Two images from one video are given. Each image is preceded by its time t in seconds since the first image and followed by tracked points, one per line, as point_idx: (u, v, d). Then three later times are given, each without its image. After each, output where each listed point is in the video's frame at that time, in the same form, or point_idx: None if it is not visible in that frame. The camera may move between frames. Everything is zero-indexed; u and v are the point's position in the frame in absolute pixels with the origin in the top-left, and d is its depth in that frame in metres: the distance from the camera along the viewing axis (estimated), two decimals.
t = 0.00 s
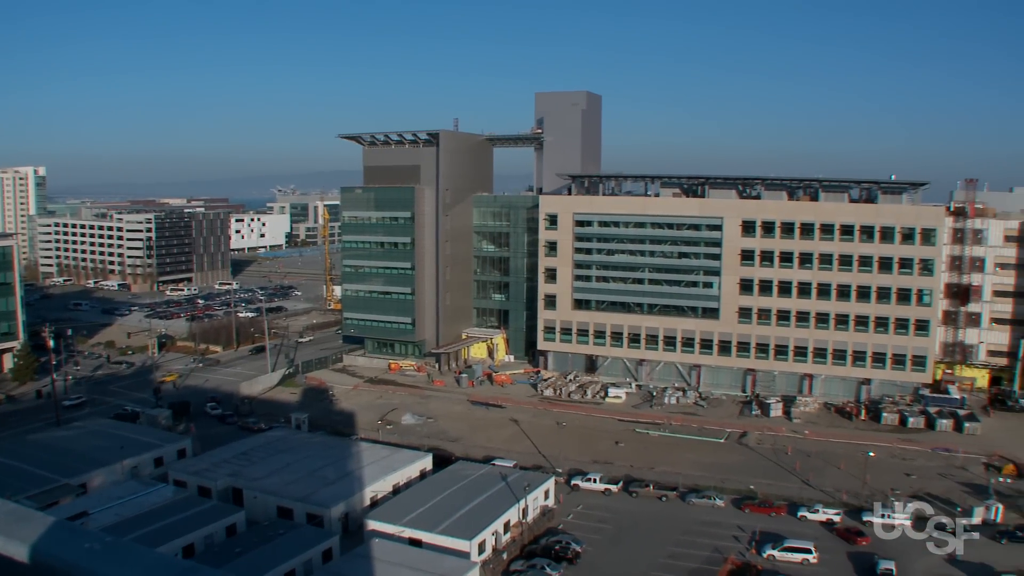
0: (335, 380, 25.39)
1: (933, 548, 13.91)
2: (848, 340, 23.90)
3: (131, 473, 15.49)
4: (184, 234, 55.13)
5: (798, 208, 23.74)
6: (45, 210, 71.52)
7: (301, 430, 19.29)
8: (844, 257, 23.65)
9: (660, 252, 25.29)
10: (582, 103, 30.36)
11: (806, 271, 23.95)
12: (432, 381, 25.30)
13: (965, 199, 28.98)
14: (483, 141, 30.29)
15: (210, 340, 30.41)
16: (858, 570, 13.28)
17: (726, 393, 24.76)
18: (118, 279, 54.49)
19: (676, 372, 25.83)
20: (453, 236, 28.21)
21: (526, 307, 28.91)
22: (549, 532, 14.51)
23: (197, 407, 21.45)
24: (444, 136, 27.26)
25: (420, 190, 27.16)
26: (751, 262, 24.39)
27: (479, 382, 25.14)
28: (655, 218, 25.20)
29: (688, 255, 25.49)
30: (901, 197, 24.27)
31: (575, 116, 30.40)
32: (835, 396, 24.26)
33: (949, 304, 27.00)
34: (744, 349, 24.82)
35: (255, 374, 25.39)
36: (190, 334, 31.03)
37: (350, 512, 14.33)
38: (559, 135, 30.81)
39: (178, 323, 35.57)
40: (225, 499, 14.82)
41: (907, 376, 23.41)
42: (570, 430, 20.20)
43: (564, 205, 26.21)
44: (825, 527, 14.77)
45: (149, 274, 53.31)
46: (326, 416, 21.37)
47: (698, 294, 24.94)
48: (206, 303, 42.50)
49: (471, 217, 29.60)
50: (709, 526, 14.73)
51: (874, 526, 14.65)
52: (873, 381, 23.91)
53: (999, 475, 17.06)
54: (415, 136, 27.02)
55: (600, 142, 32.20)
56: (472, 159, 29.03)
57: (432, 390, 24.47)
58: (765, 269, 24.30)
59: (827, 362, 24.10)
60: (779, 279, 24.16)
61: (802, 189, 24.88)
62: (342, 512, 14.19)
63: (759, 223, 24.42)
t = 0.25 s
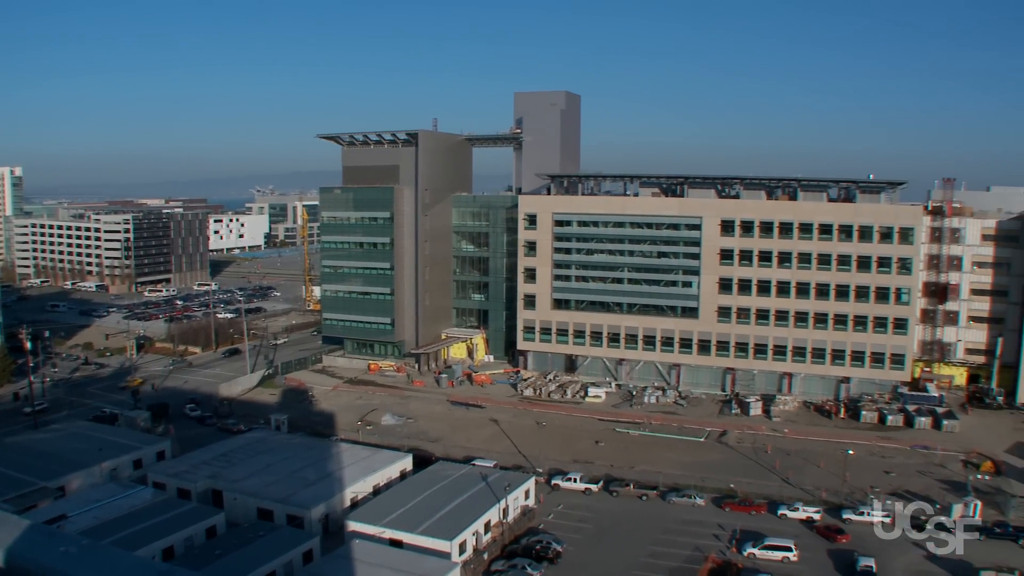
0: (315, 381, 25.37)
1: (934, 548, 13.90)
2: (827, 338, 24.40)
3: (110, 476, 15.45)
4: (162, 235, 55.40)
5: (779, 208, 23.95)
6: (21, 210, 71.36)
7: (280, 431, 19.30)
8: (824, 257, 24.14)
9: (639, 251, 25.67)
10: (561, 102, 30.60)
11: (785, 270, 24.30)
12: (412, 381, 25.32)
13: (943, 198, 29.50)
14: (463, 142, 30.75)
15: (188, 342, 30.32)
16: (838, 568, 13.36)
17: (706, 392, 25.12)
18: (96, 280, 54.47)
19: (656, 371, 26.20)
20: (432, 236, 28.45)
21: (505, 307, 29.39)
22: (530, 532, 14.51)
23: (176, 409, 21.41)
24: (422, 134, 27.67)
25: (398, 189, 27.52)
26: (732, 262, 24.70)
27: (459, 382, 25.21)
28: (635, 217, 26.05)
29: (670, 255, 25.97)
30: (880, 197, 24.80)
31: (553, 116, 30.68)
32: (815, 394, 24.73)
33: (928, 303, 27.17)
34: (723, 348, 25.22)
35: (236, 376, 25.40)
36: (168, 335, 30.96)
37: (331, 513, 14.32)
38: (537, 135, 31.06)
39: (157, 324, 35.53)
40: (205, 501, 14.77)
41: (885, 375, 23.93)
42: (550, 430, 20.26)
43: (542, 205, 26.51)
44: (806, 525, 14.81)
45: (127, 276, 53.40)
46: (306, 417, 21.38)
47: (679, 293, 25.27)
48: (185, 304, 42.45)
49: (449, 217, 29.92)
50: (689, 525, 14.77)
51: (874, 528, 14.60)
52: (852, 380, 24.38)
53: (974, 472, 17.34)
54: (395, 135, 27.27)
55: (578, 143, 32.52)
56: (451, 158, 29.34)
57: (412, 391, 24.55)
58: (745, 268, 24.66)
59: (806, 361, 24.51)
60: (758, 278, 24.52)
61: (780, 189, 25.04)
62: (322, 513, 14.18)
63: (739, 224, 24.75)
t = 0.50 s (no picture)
0: (297, 382, 25.38)
1: (934, 548, 13.91)
2: (806, 338, 25.58)
3: (90, 478, 15.43)
4: (142, 236, 55.27)
5: (759, 208, 25.24)
6: None
7: (260, 433, 19.31)
8: (803, 256, 25.29)
9: (619, 252, 26.96)
10: (542, 102, 31.93)
11: (765, 270, 25.58)
12: (395, 382, 25.50)
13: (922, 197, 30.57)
14: (444, 140, 31.86)
15: (169, 343, 30.52)
16: (819, 566, 13.41)
17: (687, 391, 26.37)
18: (75, 281, 54.54)
19: (636, 371, 27.41)
20: (412, 236, 29.82)
21: (486, 307, 30.70)
22: (512, 532, 14.51)
23: (156, 410, 21.41)
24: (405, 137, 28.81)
25: (380, 191, 28.79)
26: (712, 262, 25.97)
27: (440, 383, 25.56)
28: (615, 218, 26.78)
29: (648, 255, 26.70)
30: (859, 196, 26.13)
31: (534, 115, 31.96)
32: (795, 392, 26.04)
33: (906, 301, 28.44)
34: (703, 347, 26.49)
35: (218, 377, 25.41)
36: (149, 335, 31.15)
37: (313, 514, 14.33)
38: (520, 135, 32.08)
39: (136, 325, 35.54)
40: (185, 503, 14.74)
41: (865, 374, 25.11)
42: (531, 429, 20.47)
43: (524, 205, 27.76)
44: (787, 524, 14.88)
45: (106, 277, 53.45)
46: (287, 418, 21.40)
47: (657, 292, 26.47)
48: (164, 305, 42.47)
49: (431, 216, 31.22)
50: (671, 524, 14.82)
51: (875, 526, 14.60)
52: (833, 379, 25.69)
53: (950, 469, 17.63)
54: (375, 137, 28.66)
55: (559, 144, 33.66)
56: (431, 157, 30.61)
57: (394, 391, 24.69)
58: (725, 267, 25.90)
59: (787, 360, 25.78)
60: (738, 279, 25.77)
61: (760, 188, 26.57)
62: (303, 514, 14.17)
63: (720, 223, 25.81)
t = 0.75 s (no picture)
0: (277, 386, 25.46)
1: (932, 548, 13.95)
2: (788, 337, 26.22)
3: (71, 480, 15.44)
4: (121, 236, 57.16)
5: (741, 208, 25.66)
6: None
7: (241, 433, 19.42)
8: (783, 255, 26.11)
9: (601, 251, 27.57)
10: (523, 102, 32.52)
11: (746, 269, 26.19)
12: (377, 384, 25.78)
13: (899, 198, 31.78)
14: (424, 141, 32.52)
15: (149, 344, 30.77)
16: (801, 564, 13.45)
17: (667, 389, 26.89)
18: (54, 282, 55.48)
19: (618, 370, 28.02)
20: (392, 236, 30.35)
21: (467, 307, 31.19)
22: (494, 532, 14.49)
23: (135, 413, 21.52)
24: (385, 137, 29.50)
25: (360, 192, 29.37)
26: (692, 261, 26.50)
27: (421, 384, 25.85)
28: (596, 217, 27.58)
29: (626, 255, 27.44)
30: (838, 196, 26.94)
31: (515, 115, 32.73)
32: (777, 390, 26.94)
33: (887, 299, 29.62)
34: (684, 347, 27.09)
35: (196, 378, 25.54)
36: (128, 337, 31.46)
37: (294, 516, 14.32)
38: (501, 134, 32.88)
39: (116, 326, 35.80)
40: (166, 505, 14.72)
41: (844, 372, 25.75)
42: (513, 429, 20.69)
43: (505, 205, 28.25)
44: (768, 522, 14.93)
45: (86, 277, 54.80)
46: (268, 419, 21.56)
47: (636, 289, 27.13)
48: (144, 306, 43.17)
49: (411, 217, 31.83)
50: (653, 523, 14.86)
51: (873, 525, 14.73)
52: (814, 377, 26.34)
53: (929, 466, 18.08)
54: (356, 137, 29.07)
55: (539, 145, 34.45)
56: (410, 159, 31.15)
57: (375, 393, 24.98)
58: (705, 267, 26.49)
59: (768, 358, 26.42)
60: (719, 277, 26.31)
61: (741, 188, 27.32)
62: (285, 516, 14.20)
63: (698, 223, 26.31)
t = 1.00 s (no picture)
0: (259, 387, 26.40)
1: (932, 548, 14.10)
2: (768, 335, 27.44)
3: (50, 483, 15.68)
4: (101, 238, 58.46)
5: (721, 207, 27.09)
6: None
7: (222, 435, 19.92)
8: (764, 254, 27.16)
9: (581, 250, 28.68)
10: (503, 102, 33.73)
11: (727, 268, 27.38)
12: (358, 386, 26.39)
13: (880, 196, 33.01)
14: (404, 140, 33.50)
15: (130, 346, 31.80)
16: (782, 562, 13.55)
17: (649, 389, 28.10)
18: (33, 283, 57.63)
19: (599, 370, 29.14)
20: (372, 237, 31.56)
21: (448, 307, 32.38)
22: (476, 532, 14.51)
23: (116, 415, 22.15)
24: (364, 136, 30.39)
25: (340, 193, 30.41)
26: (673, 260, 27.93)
27: (403, 383, 26.87)
28: (577, 217, 28.54)
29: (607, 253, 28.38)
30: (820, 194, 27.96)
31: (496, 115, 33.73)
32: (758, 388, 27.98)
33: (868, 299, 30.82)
34: (666, 346, 28.29)
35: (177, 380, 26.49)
36: (109, 339, 32.55)
37: (276, 517, 14.34)
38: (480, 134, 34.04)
39: (96, 327, 36.70)
40: (147, 507, 14.76)
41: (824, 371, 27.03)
42: (494, 429, 21.11)
43: (487, 205, 29.48)
44: (750, 520, 15.03)
45: (65, 279, 56.41)
46: (248, 420, 22.08)
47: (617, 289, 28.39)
48: (124, 307, 44.64)
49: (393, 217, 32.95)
50: (635, 522, 14.93)
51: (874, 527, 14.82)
52: (794, 376, 27.63)
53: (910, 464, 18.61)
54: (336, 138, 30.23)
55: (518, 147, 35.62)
56: (391, 157, 32.28)
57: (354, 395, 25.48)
58: (686, 266, 27.70)
59: (749, 357, 27.68)
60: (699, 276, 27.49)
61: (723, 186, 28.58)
62: (267, 517, 14.20)
63: (681, 222, 27.59)
